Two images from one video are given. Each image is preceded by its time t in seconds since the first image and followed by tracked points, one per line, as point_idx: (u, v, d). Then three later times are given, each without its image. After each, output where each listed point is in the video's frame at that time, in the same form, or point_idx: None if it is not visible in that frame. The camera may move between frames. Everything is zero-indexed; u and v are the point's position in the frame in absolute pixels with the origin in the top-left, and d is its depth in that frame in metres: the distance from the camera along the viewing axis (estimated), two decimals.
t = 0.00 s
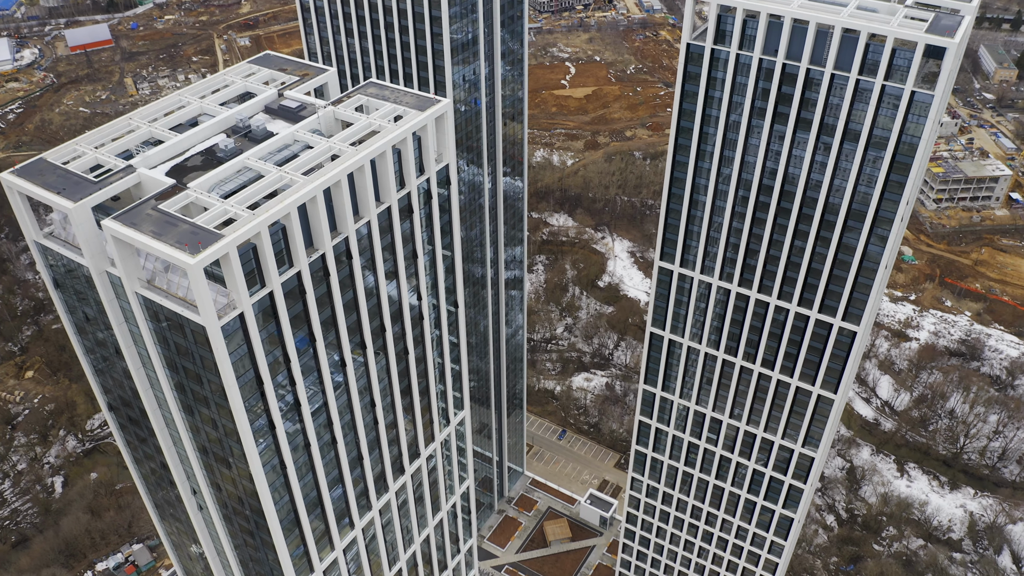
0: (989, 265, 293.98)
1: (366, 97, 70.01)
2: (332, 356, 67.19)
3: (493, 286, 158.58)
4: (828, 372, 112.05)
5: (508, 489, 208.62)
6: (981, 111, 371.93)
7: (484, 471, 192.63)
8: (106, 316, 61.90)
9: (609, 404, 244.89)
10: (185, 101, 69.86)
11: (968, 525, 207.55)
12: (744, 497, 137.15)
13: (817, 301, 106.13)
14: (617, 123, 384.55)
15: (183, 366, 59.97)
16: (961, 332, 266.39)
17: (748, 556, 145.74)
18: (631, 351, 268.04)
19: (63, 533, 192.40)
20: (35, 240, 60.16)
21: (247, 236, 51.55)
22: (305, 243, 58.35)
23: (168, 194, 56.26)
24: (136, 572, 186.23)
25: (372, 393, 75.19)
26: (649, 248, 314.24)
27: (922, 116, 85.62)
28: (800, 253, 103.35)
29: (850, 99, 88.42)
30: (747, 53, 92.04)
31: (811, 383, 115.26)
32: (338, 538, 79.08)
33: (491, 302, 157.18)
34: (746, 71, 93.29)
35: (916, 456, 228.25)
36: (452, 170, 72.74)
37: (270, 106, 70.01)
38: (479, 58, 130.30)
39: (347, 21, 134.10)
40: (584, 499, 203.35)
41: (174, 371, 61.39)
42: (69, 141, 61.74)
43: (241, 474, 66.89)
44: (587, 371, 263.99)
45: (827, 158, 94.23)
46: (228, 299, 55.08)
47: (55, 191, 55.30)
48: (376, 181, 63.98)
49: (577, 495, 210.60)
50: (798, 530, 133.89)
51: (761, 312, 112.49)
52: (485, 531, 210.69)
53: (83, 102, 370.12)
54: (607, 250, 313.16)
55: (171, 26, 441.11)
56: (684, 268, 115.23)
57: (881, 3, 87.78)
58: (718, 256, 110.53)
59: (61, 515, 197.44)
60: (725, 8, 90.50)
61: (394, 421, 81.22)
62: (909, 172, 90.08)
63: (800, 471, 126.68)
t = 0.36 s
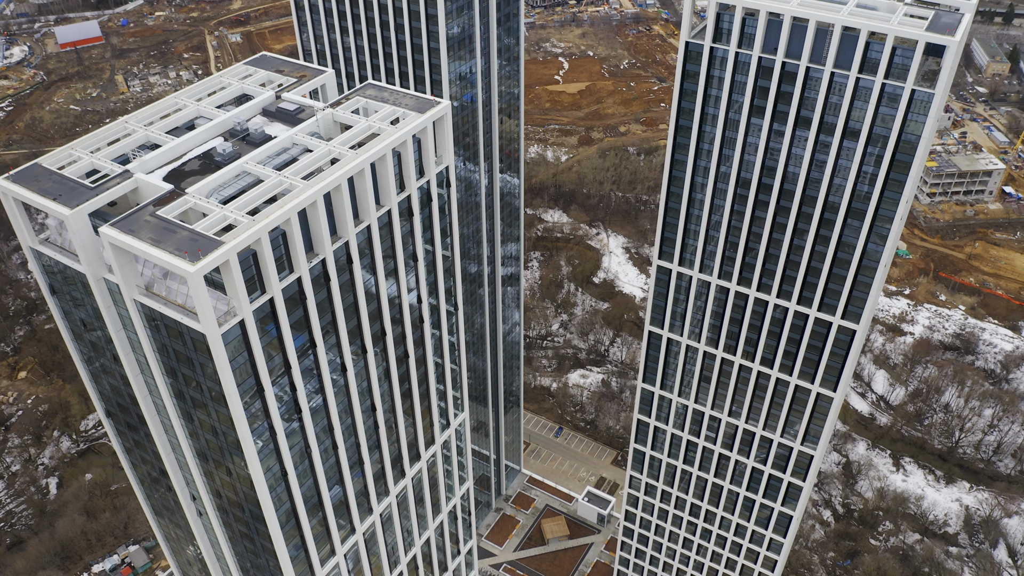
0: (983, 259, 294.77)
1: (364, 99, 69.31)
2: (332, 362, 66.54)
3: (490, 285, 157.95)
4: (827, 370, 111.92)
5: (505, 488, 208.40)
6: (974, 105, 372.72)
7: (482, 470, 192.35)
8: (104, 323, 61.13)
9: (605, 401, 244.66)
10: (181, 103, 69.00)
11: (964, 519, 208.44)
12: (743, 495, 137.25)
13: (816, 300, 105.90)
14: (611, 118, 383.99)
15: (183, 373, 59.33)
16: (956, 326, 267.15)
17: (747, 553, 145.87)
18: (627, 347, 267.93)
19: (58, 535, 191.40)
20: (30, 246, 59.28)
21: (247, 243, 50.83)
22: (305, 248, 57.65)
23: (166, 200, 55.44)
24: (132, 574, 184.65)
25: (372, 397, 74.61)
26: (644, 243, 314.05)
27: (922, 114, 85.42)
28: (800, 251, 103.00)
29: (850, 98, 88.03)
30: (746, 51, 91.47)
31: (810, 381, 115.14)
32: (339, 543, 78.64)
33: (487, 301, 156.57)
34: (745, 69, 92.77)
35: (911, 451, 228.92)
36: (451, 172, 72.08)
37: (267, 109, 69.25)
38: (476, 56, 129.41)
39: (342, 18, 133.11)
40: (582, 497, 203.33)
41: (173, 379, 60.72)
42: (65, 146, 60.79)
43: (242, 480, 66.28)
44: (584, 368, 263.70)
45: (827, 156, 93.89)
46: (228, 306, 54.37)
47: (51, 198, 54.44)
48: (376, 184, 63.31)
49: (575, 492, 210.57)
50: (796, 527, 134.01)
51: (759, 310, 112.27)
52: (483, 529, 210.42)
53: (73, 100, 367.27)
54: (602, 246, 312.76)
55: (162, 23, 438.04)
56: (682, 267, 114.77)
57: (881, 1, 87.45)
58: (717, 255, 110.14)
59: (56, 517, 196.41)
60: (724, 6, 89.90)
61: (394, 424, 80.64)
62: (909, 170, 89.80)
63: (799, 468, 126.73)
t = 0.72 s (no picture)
0: (977, 253, 295.49)
1: (363, 101, 68.52)
2: (333, 368, 66.05)
3: (487, 283, 157.41)
4: (826, 368, 111.82)
5: (503, 486, 208.05)
6: (967, 99, 373.47)
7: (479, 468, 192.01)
8: (101, 331, 60.41)
9: (601, 398, 244.68)
10: (178, 107, 68.20)
11: (960, 513, 209.17)
12: (741, 493, 137.37)
13: (816, 299, 105.69)
14: (604, 114, 383.38)
15: (182, 381, 58.68)
16: (951, 320, 267.88)
17: (746, 551, 146.04)
18: (623, 343, 267.75)
19: (53, 537, 190.28)
20: (26, 253, 58.48)
21: (248, 250, 50.08)
22: (305, 253, 56.92)
23: (164, 206, 54.65)
24: None
25: (373, 401, 74.04)
26: (639, 239, 313.86)
27: (922, 113, 85.16)
28: (800, 250, 102.70)
29: (850, 97, 87.75)
30: (745, 50, 90.97)
31: (809, 379, 115.05)
32: (341, 548, 78.18)
33: (484, 300, 155.99)
34: (745, 68, 92.28)
35: (907, 445, 229.53)
36: (452, 174, 71.43)
37: (265, 112, 68.50)
38: (472, 55, 128.64)
39: (337, 17, 132.27)
40: (579, 495, 203.26)
41: (173, 387, 60.08)
42: (61, 151, 59.99)
43: (243, 487, 65.72)
44: (580, 365, 263.39)
45: (827, 155, 93.55)
46: (228, 313, 53.63)
47: (47, 205, 53.58)
48: (376, 188, 62.59)
49: (572, 490, 210.54)
50: (795, 525, 134.19)
51: (758, 309, 112.04)
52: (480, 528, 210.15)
53: (64, 98, 364.45)
54: (597, 242, 312.47)
55: (153, 19, 434.98)
56: (680, 266, 114.31)
57: None
58: (716, 254, 109.81)
59: (51, 519, 195.15)
60: (723, 5, 89.38)
61: (394, 428, 80.05)
62: (909, 169, 89.59)
63: (799, 467, 126.74)
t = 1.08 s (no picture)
0: (971, 247, 296.16)
1: (363, 102, 67.74)
2: (335, 374, 65.50)
3: (483, 281, 156.82)
4: (826, 366, 111.65)
5: (500, 484, 207.76)
6: (960, 92, 373.91)
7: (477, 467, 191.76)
8: (99, 338, 59.67)
9: (598, 395, 244.67)
10: (174, 109, 67.38)
11: (956, 507, 210.02)
12: (741, 491, 137.45)
13: (816, 298, 105.39)
14: (598, 109, 382.66)
15: (182, 389, 58.02)
16: (945, 314, 268.59)
17: (745, 548, 146.25)
18: (619, 340, 267.47)
19: (49, 539, 189.20)
20: (22, 260, 57.69)
21: (249, 257, 49.42)
22: (306, 259, 56.28)
23: (163, 212, 53.91)
24: None
25: (374, 406, 73.52)
26: (634, 235, 313.23)
27: (923, 112, 84.75)
28: (799, 248, 102.35)
29: (851, 96, 87.31)
30: (745, 49, 90.31)
31: (809, 377, 114.84)
32: (343, 553, 77.72)
33: (481, 298, 155.35)
34: (745, 67, 91.69)
35: (903, 440, 230.18)
36: (452, 176, 70.79)
37: (263, 115, 67.75)
38: (469, 53, 127.92)
39: (332, 15, 131.23)
40: (576, 492, 203.15)
41: (173, 395, 59.43)
42: (56, 155, 59.17)
43: (244, 495, 65.16)
44: (576, 362, 263.15)
45: (827, 154, 93.13)
46: (229, 321, 52.98)
47: (43, 212, 52.78)
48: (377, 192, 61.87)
49: (570, 488, 210.39)
50: (794, 522, 134.41)
51: (758, 308, 111.78)
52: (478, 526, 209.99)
53: (54, 95, 361.60)
54: (592, 238, 312.02)
55: (143, 15, 431.67)
56: (680, 265, 113.84)
57: None
58: (715, 253, 109.42)
59: (47, 520, 194.15)
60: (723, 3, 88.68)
61: (395, 432, 79.56)
62: (910, 168, 89.28)
63: (798, 465, 126.81)
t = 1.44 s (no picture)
0: (965, 241, 296.75)
1: (363, 105, 67.01)
2: (337, 379, 64.87)
3: (481, 278, 156.20)
4: (826, 364, 111.24)
5: (498, 482, 207.64)
6: (954, 86, 374.64)
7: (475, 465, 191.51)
8: (98, 346, 58.97)
9: (595, 391, 244.36)
10: (172, 112, 66.55)
11: (952, 501, 210.62)
12: (740, 488, 137.41)
13: (816, 296, 104.99)
14: (592, 104, 381.91)
15: (184, 397, 57.34)
16: (940, 308, 269.27)
17: (745, 546, 146.34)
18: (615, 335, 267.16)
19: (45, 541, 188.12)
20: (19, 266, 56.87)
21: (251, 264, 48.68)
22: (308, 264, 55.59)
23: (162, 218, 53.14)
24: None
25: (375, 410, 72.88)
26: (629, 230, 312.47)
27: (924, 109, 84.12)
28: (799, 247, 101.87)
29: (852, 93, 86.74)
30: (746, 46, 89.69)
31: (808, 375, 114.51)
32: (345, 557, 77.11)
33: (479, 296, 154.73)
34: (745, 65, 91.10)
35: (899, 434, 230.72)
36: (453, 178, 70.04)
37: (263, 117, 66.95)
38: (466, 51, 127.22)
39: (328, 13, 130.33)
40: (575, 489, 202.92)
41: (173, 402, 58.74)
42: (53, 160, 58.28)
43: (246, 502, 64.49)
44: (572, 358, 262.85)
45: (828, 152, 92.53)
46: (231, 328, 52.26)
47: (41, 218, 51.97)
48: (378, 195, 61.14)
49: (567, 484, 210.34)
50: (794, 519, 134.42)
51: (758, 306, 111.42)
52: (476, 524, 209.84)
53: (45, 93, 358.95)
54: (587, 233, 311.54)
55: (134, 12, 428.66)
56: (680, 263, 113.39)
57: None
58: (715, 251, 109.01)
59: (43, 521, 193.24)
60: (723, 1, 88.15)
61: (396, 436, 78.92)
62: (911, 166, 88.72)
63: (797, 462, 126.77)
